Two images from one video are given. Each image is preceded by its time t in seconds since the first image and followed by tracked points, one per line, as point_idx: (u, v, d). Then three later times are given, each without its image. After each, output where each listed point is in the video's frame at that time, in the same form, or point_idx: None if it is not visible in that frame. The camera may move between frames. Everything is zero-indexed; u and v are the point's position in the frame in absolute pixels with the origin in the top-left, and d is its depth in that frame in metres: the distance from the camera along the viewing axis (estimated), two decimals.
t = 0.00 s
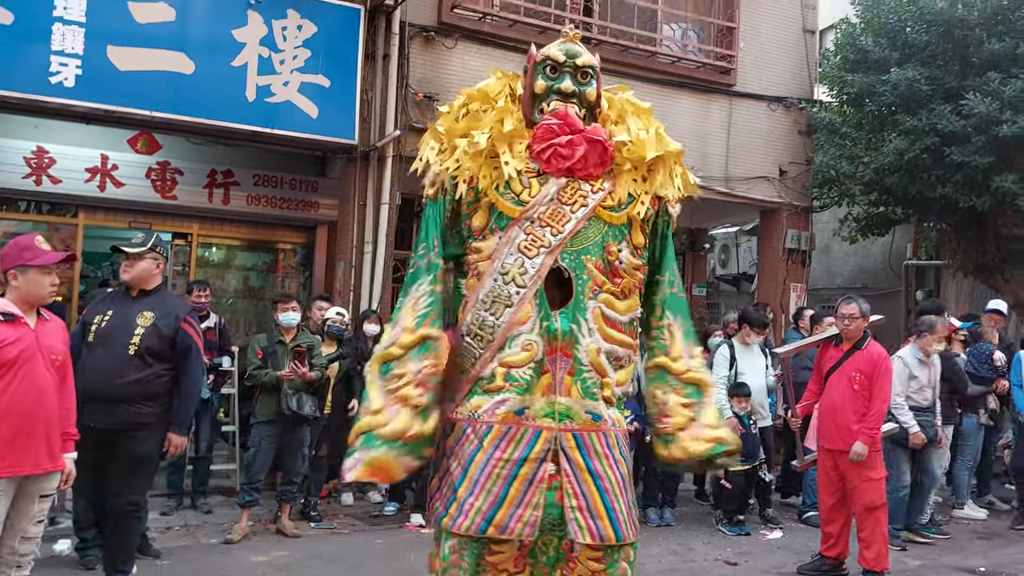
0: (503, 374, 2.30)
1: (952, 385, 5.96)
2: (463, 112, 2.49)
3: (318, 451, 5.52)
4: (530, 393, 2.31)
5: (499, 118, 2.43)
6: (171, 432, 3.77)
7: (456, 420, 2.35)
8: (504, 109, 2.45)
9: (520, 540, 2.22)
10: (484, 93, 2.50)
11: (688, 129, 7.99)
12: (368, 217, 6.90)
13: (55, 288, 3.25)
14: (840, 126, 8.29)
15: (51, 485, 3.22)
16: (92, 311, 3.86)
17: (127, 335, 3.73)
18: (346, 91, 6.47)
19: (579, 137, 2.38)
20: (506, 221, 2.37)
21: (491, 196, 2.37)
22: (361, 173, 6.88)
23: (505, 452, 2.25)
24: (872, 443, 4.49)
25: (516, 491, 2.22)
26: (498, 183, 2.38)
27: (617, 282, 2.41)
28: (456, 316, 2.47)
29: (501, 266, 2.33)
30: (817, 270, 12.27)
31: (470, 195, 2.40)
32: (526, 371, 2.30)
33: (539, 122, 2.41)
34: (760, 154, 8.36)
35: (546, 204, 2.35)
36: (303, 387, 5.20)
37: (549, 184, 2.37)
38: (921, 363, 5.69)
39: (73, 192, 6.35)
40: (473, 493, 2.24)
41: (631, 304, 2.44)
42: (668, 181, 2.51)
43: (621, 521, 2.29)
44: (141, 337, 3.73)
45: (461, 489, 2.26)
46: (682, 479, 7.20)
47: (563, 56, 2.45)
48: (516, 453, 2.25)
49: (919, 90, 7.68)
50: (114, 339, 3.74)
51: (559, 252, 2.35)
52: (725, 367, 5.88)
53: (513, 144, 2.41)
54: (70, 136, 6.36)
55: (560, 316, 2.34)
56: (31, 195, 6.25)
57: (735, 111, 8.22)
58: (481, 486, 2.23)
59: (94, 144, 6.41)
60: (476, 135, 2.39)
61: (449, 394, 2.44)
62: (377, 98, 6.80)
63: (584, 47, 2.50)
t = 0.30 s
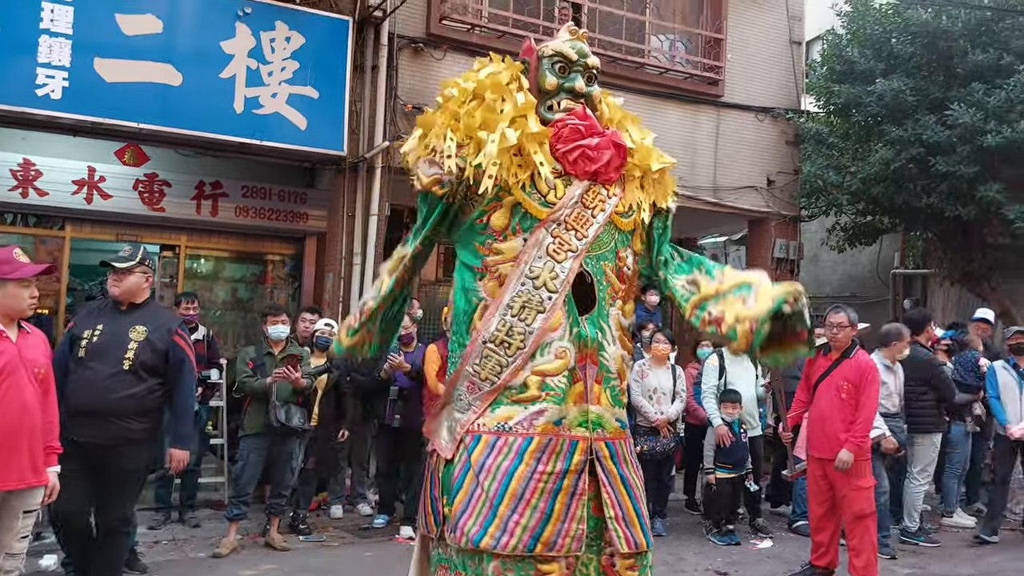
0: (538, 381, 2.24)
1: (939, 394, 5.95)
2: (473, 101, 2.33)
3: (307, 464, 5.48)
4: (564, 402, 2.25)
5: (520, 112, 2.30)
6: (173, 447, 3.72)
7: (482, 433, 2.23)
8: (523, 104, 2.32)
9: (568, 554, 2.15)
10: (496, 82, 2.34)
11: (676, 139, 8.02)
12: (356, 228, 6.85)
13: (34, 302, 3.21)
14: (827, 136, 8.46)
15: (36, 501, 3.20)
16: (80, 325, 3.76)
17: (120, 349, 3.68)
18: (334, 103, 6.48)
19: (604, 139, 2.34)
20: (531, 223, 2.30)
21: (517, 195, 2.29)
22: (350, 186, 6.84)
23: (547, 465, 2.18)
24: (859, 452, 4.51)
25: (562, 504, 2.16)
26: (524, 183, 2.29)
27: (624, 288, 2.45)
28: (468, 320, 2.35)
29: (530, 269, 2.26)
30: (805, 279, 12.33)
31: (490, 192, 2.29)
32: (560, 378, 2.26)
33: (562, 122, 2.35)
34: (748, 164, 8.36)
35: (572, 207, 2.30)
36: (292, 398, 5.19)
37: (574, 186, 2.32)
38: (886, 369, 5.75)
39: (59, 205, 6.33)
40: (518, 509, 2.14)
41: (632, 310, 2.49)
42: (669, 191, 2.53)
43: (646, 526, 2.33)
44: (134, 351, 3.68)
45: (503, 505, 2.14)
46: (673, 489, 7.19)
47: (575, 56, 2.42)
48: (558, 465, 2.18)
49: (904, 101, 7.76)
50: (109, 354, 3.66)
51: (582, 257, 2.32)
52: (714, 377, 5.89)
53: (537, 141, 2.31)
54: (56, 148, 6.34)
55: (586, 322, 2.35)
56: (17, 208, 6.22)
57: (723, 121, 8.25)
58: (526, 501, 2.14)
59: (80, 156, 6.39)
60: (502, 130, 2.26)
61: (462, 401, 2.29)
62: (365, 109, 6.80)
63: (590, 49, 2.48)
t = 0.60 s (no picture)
0: (549, 409, 1.95)
1: (936, 397, 5.94)
2: (480, 95, 1.99)
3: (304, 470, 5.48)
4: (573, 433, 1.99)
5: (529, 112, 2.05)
6: (173, 454, 3.78)
7: (483, 457, 1.92)
8: (534, 108, 2.06)
9: None
10: (505, 79, 2.04)
11: (673, 143, 8.03)
12: (353, 234, 6.89)
13: (26, 309, 3.21)
14: (823, 140, 8.30)
15: (33, 508, 3.20)
16: (76, 333, 3.70)
17: (121, 357, 3.66)
18: (330, 109, 6.49)
19: (613, 154, 2.12)
20: (538, 235, 2.02)
21: (528, 205, 1.99)
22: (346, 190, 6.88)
23: (558, 490, 1.91)
24: (861, 456, 4.51)
25: (572, 530, 1.91)
26: (537, 193, 2.01)
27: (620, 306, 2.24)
28: (467, 339, 2.03)
29: (540, 283, 1.98)
30: (802, 282, 12.36)
31: (502, 201, 1.98)
32: (571, 407, 1.99)
33: (569, 132, 2.12)
34: (744, 168, 8.40)
35: (580, 220, 2.04)
36: (289, 403, 5.19)
37: (582, 200, 2.07)
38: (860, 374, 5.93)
39: (57, 212, 6.35)
40: (528, 536, 1.87)
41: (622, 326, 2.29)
42: (657, 206, 2.36)
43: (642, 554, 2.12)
44: (135, 358, 3.67)
45: (512, 533, 1.86)
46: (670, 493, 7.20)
47: (579, 61, 2.21)
48: (568, 488, 1.92)
49: (900, 104, 7.77)
50: (109, 361, 3.63)
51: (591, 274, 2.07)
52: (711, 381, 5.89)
53: (548, 147, 2.04)
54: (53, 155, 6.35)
55: (592, 338, 2.10)
56: (15, 215, 6.24)
57: (718, 125, 8.27)
58: (539, 529, 1.87)
59: (77, 163, 6.40)
60: (518, 137, 1.98)
61: (462, 423, 1.99)
62: (361, 115, 6.82)
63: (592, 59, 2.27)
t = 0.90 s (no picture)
0: (511, 404, 2.11)
1: (934, 400, 5.93)
2: (452, 97, 2.21)
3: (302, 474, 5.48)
4: (539, 425, 2.13)
5: (495, 110, 2.20)
6: (166, 459, 3.78)
7: (448, 456, 2.11)
8: (503, 104, 2.20)
9: None
10: (477, 80, 2.22)
11: (671, 146, 8.03)
12: (351, 238, 6.90)
13: (24, 314, 3.21)
14: (821, 142, 8.38)
15: (32, 512, 3.20)
16: (62, 340, 3.60)
17: (114, 363, 3.62)
18: (329, 113, 6.50)
19: (583, 141, 2.22)
20: (502, 232, 2.17)
21: (489, 202, 2.15)
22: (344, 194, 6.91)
23: (517, 491, 2.06)
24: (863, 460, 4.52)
25: (531, 534, 2.03)
26: (500, 189, 2.16)
27: (609, 299, 2.34)
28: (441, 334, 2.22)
29: (501, 281, 2.13)
30: (800, 285, 12.36)
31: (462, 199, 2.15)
32: (534, 401, 2.13)
33: (537, 122, 2.22)
34: (742, 172, 8.42)
35: (547, 212, 2.17)
36: (288, 407, 5.17)
37: (551, 192, 2.19)
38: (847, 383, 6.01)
39: (56, 217, 6.35)
40: (483, 539, 2.02)
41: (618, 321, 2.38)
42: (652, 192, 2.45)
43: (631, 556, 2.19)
44: (129, 363, 3.66)
45: (467, 536, 2.02)
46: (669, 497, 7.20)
47: (555, 50, 2.30)
48: (529, 491, 2.06)
49: (898, 107, 7.78)
50: (102, 367, 3.59)
51: (560, 266, 2.18)
52: (709, 384, 5.90)
53: (516, 145, 2.18)
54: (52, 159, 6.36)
55: (566, 336, 2.21)
56: (14, 220, 6.24)
57: (716, 128, 8.27)
58: (494, 529, 2.02)
59: (76, 167, 6.42)
60: (480, 133, 2.14)
61: (435, 419, 2.18)
62: (359, 118, 6.84)
63: (574, 42, 2.35)
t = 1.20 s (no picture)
0: (453, 403, 2.28)
1: (929, 406, 5.93)
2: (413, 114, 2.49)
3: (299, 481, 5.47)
4: (484, 424, 2.26)
5: (445, 121, 2.43)
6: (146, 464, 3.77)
7: (410, 456, 2.36)
8: (450, 110, 2.43)
9: None
10: (433, 92, 2.51)
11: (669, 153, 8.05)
12: (350, 245, 6.98)
13: (19, 322, 3.20)
14: (818, 149, 8.57)
15: (30, 520, 3.19)
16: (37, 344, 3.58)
17: (88, 366, 3.57)
18: (327, 120, 6.51)
19: (526, 133, 2.28)
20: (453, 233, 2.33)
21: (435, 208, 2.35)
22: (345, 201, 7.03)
23: (459, 492, 2.22)
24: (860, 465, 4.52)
25: (470, 536, 2.18)
26: (444, 192, 2.35)
27: (579, 291, 2.37)
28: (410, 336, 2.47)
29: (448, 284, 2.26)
30: (798, 291, 12.39)
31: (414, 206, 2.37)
32: (478, 401, 2.26)
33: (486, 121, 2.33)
34: (740, 178, 8.42)
35: (497, 209, 2.25)
36: (286, 413, 5.19)
37: (501, 188, 2.29)
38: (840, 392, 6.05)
39: (53, 223, 6.34)
40: (424, 539, 2.22)
41: (598, 315, 2.39)
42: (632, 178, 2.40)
43: (590, 563, 2.22)
44: (104, 366, 3.60)
45: (413, 536, 2.25)
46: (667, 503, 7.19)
47: (511, 45, 2.38)
48: (472, 493, 2.21)
49: (894, 113, 7.85)
50: (78, 371, 3.55)
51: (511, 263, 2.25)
52: (707, 390, 5.89)
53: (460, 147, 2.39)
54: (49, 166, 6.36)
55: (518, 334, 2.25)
56: (11, 227, 6.22)
57: (714, 135, 8.29)
58: (432, 532, 2.21)
59: (74, 174, 6.41)
60: (421, 139, 2.39)
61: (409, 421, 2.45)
62: (358, 125, 6.85)
63: (534, 35, 2.42)
